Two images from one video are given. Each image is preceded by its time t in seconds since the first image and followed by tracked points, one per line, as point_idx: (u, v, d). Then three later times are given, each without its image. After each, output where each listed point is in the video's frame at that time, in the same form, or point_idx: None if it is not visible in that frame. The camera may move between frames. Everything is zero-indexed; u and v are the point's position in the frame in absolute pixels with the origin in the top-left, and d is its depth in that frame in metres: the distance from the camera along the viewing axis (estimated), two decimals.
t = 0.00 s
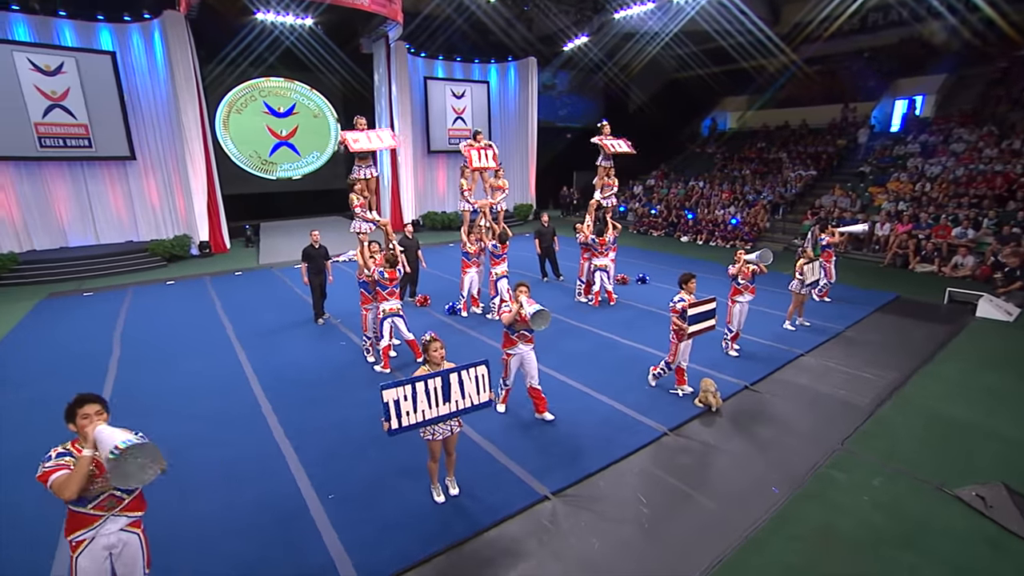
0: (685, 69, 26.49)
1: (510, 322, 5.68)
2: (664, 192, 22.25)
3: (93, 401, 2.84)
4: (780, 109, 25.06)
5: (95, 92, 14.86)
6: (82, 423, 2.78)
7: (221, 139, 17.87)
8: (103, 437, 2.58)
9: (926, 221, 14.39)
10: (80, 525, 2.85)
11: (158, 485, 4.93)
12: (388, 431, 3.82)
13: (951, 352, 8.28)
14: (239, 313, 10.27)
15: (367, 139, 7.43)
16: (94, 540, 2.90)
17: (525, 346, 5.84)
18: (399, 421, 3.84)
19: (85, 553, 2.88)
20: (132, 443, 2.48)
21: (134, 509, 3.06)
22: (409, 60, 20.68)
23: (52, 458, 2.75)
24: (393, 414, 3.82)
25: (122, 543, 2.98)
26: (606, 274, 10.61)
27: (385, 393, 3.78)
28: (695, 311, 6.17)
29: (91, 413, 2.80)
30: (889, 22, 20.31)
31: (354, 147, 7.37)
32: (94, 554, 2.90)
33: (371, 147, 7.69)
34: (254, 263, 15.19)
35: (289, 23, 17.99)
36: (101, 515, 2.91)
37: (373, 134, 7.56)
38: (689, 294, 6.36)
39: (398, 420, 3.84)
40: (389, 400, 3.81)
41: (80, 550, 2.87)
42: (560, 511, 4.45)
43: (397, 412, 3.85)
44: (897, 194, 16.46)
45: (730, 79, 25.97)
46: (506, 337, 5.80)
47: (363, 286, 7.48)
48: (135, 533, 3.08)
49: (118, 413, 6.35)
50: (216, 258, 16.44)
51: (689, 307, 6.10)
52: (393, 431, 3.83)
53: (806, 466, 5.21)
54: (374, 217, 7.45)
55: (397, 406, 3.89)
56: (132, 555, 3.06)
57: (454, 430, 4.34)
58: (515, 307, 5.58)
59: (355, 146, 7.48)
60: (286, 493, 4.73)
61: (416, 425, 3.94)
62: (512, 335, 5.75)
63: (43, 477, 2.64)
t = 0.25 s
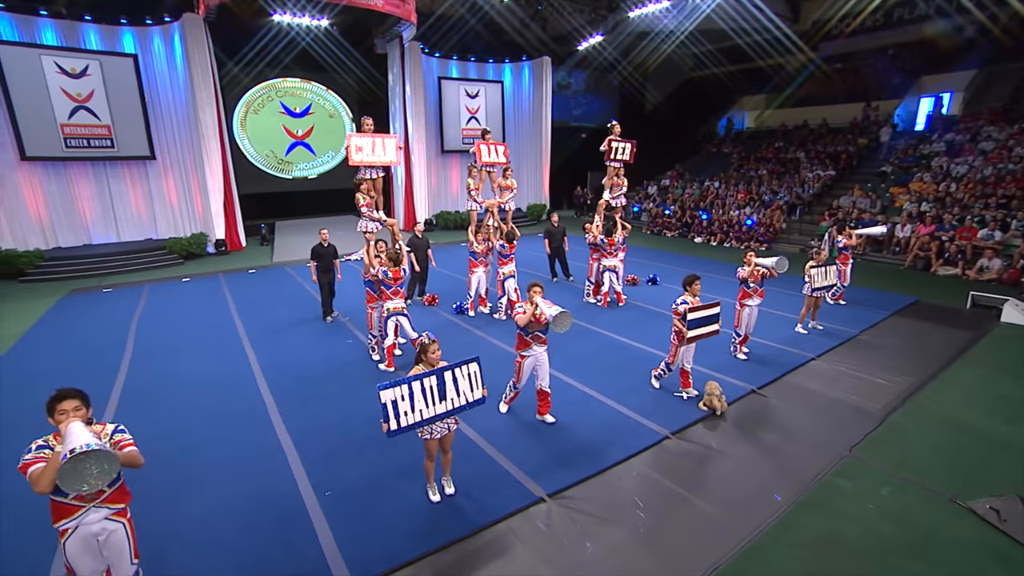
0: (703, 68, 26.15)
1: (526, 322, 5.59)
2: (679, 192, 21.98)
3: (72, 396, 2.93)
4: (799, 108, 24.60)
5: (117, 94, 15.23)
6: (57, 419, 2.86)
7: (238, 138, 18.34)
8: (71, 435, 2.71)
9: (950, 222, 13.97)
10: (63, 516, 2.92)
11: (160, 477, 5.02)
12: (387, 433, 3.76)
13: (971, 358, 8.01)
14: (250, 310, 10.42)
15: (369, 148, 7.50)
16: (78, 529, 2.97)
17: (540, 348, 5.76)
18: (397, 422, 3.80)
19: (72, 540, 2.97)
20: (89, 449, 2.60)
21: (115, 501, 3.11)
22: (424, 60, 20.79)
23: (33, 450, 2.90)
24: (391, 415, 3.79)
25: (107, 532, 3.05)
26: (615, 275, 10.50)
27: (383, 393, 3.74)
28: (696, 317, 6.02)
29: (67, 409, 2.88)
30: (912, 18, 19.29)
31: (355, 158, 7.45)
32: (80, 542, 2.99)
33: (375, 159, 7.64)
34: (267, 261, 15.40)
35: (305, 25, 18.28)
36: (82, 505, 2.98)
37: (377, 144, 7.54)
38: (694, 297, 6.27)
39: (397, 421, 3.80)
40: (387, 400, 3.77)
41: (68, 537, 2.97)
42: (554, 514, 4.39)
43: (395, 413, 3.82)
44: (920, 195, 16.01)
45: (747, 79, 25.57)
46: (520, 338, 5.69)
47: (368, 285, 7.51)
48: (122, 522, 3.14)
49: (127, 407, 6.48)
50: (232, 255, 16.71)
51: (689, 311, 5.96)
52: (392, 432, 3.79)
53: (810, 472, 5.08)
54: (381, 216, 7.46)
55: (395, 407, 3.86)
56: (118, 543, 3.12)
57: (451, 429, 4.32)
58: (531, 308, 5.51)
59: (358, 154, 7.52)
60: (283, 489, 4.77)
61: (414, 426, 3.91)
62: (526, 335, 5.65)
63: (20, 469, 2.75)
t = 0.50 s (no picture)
0: (718, 67, 25.91)
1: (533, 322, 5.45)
2: (691, 192, 21.74)
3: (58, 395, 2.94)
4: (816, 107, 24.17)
5: (135, 95, 15.57)
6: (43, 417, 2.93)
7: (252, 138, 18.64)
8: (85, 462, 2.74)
9: (971, 224, 13.59)
10: (55, 503, 3.13)
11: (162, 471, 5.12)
12: (382, 431, 3.77)
13: (988, 364, 7.77)
14: (259, 308, 10.57)
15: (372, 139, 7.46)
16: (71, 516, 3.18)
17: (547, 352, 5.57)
18: (392, 421, 3.80)
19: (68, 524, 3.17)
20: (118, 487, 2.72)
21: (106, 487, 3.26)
22: (436, 60, 20.88)
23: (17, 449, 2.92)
24: (386, 413, 3.77)
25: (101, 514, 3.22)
26: (622, 275, 10.42)
27: (377, 392, 3.73)
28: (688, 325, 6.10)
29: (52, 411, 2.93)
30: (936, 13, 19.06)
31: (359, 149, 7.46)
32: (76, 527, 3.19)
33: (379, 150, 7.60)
34: (279, 259, 15.60)
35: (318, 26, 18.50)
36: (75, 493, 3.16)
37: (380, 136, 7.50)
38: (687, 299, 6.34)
39: (392, 419, 3.79)
40: (381, 399, 3.76)
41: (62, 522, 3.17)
42: (547, 515, 4.36)
43: (390, 412, 3.81)
44: (940, 195, 15.61)
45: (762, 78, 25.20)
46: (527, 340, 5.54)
47: (372, 284, 7.54)
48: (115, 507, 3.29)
49: (135, 402, 6.62)
50: (245, 253, 16.96)
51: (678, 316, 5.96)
52: (387, 431, 3.78)
53: (811, 477, 4.98)
54: (384, 215, 7.44)
55: (389, 406, 3.85)
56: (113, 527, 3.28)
57: (444, 426, 4.31)
58: (540, 310, 5.37)
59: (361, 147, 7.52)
60: (280, 485, 4.83)
61: (409, 423, 3.91)
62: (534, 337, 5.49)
63: (8, 466, 2.84)
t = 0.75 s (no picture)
0: (730, 66, 25.53)
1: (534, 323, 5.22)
2: (702, 193, 21.54)
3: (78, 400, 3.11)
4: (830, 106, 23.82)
5: (150, 96, 15.84)
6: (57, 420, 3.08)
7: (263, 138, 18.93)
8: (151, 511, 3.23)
9: (988, 225, 13.27)
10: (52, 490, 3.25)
11: (162, 464, 5.20)
12: (372, 427, 3.79)
13: (1001, 368, 7.58)
14: (266, 305, 10.69)
15: (372, 103, 7.47)
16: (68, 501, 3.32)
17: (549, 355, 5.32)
18: (382, 417, 3.82)
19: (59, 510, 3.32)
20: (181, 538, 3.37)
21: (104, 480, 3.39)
22: (446, 60, 20.96)
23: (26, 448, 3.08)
24: (376, 410, 3.79)
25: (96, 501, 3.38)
26: (626, 275, 10.36)
27: (369, 390, 3.72)
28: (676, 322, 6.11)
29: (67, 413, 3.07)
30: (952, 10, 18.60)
31: (358, 111, 7.45)
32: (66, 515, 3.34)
33: (378, 115, 7.57)
34: (289, 258, 15.77)
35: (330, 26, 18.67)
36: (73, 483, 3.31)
37: (380, 99, 7.50)
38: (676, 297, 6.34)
39: (382, 416, 3.81)
40: (372, 396, 3.76)
41: (56, 508, 3.33)
42: (538, 515, 4.34)
43: (380, 408, 3.82)
44: (957, 195, 15.27)
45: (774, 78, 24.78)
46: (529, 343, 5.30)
47: (374, 283, 7.55)
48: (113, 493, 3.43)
49: (140, 396, 6.73)
50: (255, 252, 17.15)
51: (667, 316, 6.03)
52: (377, 427, 3.81)
53: (809, 482, 4.90)
54: (387, 214, 7.44)
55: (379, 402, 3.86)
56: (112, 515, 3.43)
57: (434, 423, 4.32)
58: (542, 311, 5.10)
59: (360, 109, 7.51)
60: (275, 481, 4.87)
61: (398, 420, 3.94)
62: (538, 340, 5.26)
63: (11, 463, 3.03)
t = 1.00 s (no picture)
0: (744, 65, 25.30)
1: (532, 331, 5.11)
2: (713, 193, 21.32)
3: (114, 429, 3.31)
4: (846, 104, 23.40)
5: (166, 96, 16.10)
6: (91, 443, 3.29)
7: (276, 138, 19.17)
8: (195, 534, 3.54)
9: (1008, 226, 12.91)
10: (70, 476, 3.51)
11: (164, 458, 5.31)
12: (355, 425, 3.85)
13: (1016, 373, 7.37)
14: (274, 303, 10.82)
15: (374, 101, 7.48)
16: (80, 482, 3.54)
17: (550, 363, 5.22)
18: (365, 416, 3.88)
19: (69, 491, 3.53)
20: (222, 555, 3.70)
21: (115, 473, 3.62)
22: (457, 60, 21.02)
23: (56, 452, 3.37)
24: (359, 408, 3.85)
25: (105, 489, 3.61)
26: (632, 275, 10.30)
27: (352, 387, 3.79)
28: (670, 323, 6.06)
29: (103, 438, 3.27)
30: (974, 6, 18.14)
31: (360, 109, 7.44)
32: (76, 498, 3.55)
33: (380, 113, 7.60)
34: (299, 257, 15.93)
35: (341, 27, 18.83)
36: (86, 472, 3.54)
37: (382, 97, 7.53)
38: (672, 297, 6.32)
39: (364, 415, 3.87)
40: (356, 394, 3.83)
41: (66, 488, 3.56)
42: (529, 515, 4.34)
43: (364, 407, 3.88)
44: (977, 196, 14.88)
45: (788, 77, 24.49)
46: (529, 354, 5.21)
47: (377, 281, 7.59)
48: (122, 478, 3.66)
49: (147, 392, 6.88)
50: (267, 250, 17.36)
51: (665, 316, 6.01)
52: (359, 425, 3.87)
53: (807, 485, 4.82)
54: (389, 213, 7.51)
55: (364, 400, 3.92)
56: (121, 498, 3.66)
57: (422, 423, 4.35)
58: (543, 321, 4.98)
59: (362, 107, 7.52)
60: (272, 476, 4.94)
61: (382, 420, 3.97)
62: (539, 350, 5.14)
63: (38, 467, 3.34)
